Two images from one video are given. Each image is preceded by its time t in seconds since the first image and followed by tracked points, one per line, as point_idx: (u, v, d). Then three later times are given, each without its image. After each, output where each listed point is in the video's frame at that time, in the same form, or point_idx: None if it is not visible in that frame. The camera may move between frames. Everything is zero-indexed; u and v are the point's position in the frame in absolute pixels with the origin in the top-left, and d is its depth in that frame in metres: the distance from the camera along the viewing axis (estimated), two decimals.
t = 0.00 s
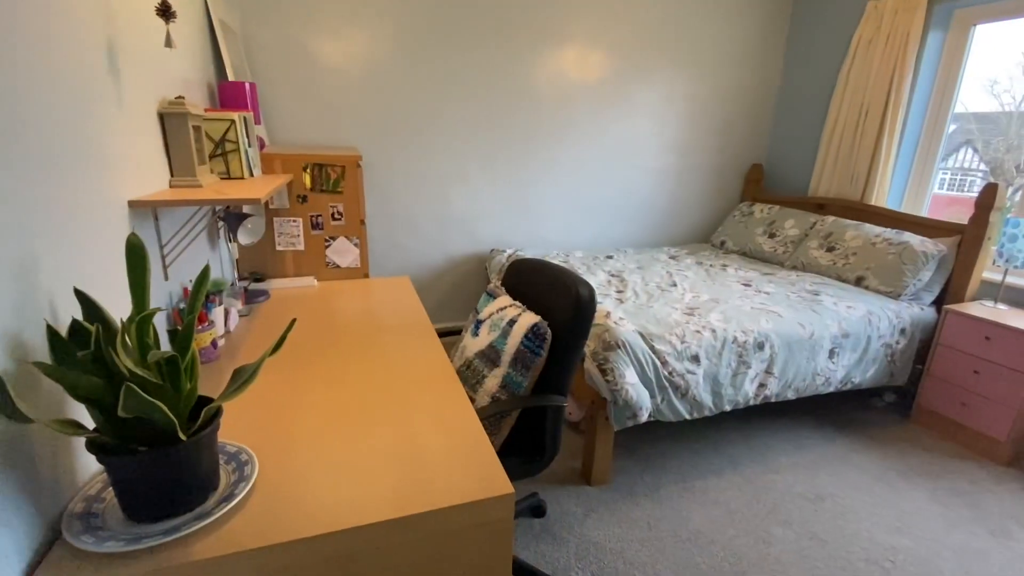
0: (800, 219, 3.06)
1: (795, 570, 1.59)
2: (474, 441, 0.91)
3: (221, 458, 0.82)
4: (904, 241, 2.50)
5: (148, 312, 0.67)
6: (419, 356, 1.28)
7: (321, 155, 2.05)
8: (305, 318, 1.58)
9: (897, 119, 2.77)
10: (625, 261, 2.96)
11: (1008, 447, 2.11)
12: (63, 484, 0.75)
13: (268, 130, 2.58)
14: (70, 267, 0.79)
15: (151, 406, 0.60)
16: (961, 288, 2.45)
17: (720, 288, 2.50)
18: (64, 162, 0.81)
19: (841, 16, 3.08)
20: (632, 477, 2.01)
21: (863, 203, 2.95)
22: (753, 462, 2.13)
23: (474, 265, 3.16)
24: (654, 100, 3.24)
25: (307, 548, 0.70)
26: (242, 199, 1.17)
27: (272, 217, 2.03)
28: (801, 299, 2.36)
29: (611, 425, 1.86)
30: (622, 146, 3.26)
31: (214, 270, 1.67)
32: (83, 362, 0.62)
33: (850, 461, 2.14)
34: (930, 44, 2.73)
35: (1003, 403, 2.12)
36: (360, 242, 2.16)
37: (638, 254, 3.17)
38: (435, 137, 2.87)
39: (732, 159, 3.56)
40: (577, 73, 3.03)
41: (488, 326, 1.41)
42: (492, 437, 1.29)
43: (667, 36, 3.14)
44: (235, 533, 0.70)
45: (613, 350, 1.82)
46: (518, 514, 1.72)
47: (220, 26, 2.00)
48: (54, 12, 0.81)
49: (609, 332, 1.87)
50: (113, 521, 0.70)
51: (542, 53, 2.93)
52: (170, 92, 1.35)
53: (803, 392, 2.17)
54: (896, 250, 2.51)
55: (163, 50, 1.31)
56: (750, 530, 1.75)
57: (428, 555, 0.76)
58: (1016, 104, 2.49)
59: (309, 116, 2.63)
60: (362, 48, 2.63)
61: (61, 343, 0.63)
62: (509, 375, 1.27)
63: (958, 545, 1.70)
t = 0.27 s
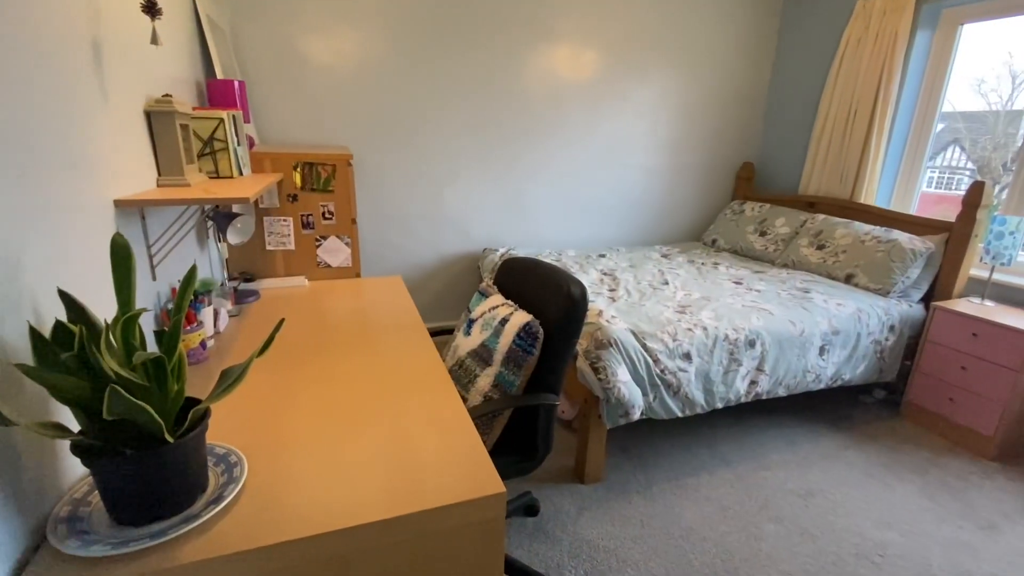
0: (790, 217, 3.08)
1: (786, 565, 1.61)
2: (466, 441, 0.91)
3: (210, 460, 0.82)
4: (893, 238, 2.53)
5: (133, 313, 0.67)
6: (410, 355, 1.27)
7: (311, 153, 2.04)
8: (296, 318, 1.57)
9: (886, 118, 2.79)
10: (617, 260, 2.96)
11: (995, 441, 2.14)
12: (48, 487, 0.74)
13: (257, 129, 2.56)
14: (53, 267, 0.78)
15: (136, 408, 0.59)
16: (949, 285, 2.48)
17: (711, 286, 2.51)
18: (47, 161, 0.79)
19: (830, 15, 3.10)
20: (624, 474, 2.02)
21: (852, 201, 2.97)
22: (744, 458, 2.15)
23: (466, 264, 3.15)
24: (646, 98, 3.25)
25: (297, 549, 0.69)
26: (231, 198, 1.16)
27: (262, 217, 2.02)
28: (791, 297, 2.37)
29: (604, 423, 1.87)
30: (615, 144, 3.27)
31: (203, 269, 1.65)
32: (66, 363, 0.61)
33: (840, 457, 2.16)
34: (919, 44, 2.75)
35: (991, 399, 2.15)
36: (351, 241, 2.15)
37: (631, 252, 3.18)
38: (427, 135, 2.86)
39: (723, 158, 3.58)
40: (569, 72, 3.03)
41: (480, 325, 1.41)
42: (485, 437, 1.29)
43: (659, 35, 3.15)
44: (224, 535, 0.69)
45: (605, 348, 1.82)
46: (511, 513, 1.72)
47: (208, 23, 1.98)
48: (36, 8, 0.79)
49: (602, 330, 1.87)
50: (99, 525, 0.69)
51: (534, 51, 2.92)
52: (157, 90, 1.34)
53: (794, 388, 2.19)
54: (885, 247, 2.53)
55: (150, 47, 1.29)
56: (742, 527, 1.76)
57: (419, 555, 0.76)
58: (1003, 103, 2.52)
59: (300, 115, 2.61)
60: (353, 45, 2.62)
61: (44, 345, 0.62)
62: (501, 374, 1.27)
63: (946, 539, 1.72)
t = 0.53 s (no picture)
0: (779, 215, 3.11)
1: (777, 560, 1.62)
2: (456, 441, 0.90)
3: (196, 462, 0.80)
4: (880, 236, 2.56)
5: (116, 313, 0.66)
6: (401, 355, 1.27)
7: (300, 152, 2.02)
8: (285, 318, 1.55)
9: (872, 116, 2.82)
10: (608, 258, 2.97)
11: (981, 435, 2.17)
12: (30, 492, 0.72)
13: (245, 127, 2.53)
14: (34, 268, 0.77)
15: (119, 410, 0.58)
16: (935, 281, 2.51)
17: (701, 284, 2.52)
18: (27, 160, 0.78)
19: (818, 15, 3.12)
20: (616, 472, 2.02)
21: (840, 198, 3.00)
22: (735, 455, 2.16)
23: (458, 263, 3.15)
24: (636, 97, 3.26)
25: (285, 552, 0.68)
26: (217, 197, 1.14)
27: (250, 216, 2.00)
28: (780, 294, 2.39)
29: (595, 421, 1.87)
30: (605, 143, 3.27)
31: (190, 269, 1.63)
32: (46, 366, 0.60)
33: (829, 452, 2.19)
34: (904, 43, 2.78)
35: (976, 393, 2.18)
36: (341, 240, 2.13)
37: (622, 250, 3.19)
38: (417, 134, 2.84)
39: (712, 156, 3.60)
40: (559, 71, 3.03)
41: (471, 324, 1.40)
42: (476, 436, 1.29)
43: (648, 34, 3.16)
44: (210, 538, 0.68)
45: (596, 346, 1.82)
46: (503, 511, 1.72)
47: (194, 20, 1.95)
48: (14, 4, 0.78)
49: (593, 328, 1.87)
50: (82, 529, 0.68)
51: (524, 49, 2.92)
52: (141, 88, 1.32)
53: (783, 385, 2.21)
54: (872, 244, 2.56)
55: (133, 44, 1.27)
56: (733, 523, 1.77)
57: (409, 556, 0.75)
58: (987, 102, 2.55)
59: (288, 113, 2.59)
60: (341, 43, 2.60)
61: (23, 347, 0.61)
62: (492, 373, 1.26)
63: (933, 532, 1.75)
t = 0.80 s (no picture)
0: (767, 213, 3.13)
1: (767, 555, 1.63)
2: (446, 441, 0.90)
3: (181, 466, 0.79)
4: (866, 233, 2.58)
5: (97, 315, 0.64)
6: (391, 355, 1.26)
7: (287, 150, 2.00)
8: (273, 319, 1.53)
9: (858, 114, 2.85)
10: (598, 257, 2.97)
11: (965, 429, 2.20)
12: (9, 498, 0.71)
13: (231, 125, 2.50)
14: (11, 270, 0.75)
15: (101, 414, 0.57)
16: (920, 278, 2.55)
17: (691, 281, 2.54)
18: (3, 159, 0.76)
19: (805, 14, 3.15)
20: (608, 469, 2.03)
21: (827, 196, 3.03)
22: (725, 451, 2.18)
23: (448, 262, 3.13)
24: (625, 95, 3.26)
25: (273, 556, 0.67)
26: (202, 196, 1.13)
27: (236, 215, 1.97)
28: (769, 291, 2.41)
29: (586, 419, 1.87)
30: (595, 141, 3.28)
31: (175, 270, 1.61)
32: (23, 369, 0.58)
33: (817, 447, 2.21)
34: (889, 41, 2.81)
35: (960, 388, 2.21)
36: (329, 240, 2.11)
37: (612, 249, 3.20)
38: (406, 132, 2.83)
39: (701, 154, 3.62)
40: (549, 69, 3.03)
41: (461, 323, 1.40)
42: (467, 436, 1.28)
43: (637, 32, 3.17)
44: (196, 542, 0.67)
45: (587, 345, 1.82)
46: (495, 511, 1.72)
47: (177, 16, 1.92)
48: None
49: (583, 327, 1.87)
50: (64, 536, 0.67)
51: (513, 47, 2.91)
52: (123, 85, 1.29)
53: (772, 381, 2.23)
54: (859, 241, 2.58)
55: (114, 41, 1.25)
56: (723, 518, 1.78)
57: (399, 557, 0.75)
58: (970, 100, 2.59)
59: (275, 112, 2.56)
60: (329, 40, 2.57)
61: None
62: (482, 372, 1.26)
63: (918, 525, 1.77)
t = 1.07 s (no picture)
0: (755, 210, 3.16)
1: (757, 550, 1.65)
2: (436, 441, 0.89)
3: (165, 470, 0.78)
4: (852, 229, 2.61)
5: (75, 316, 0.63)
6: (380, 355, 1.25)
7: (273, 148, 1.97)
8: (261, 319, 1.51)
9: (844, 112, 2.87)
10: (588, 255, 2.97)
11: (949, 422, 2.24)
12: None
13: (216, 124, 2.46)
14: None
15: (78, 419, 0.56)
16: (904, 273, 2.58)
17: (680, 279, 2.55)
18: None
19: (791, 12, 3.17)
20: (599, 467, 2.03)
21: (814, 193, 3.06)
22: (714, 447, 2.19)
23: (438, 261, 3.12)
24: (614, 93, 3.27)
25: (259, 560, 0.66)
26: (185, 195, 1.11)
27: (222, 215, 1.95)
28: (757, 288, 2.43)
29: (577, 417, 1.87)
30: (584, 140, 3.28)
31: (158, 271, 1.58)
32: None
33: (806, 442, 2.23)
34: (873, 40, 2.84)
35: (944, 382, 2.25)
36: (317, 239, 2.09)
37: (602, 247, 3.20)
38: (395, 130, 2.81)
39: (690, 153, 3.63)
40: (537, 67, 3.02)
41: (451, 322, 1.39)
42: (457, 436, 1.27)
43: (626, 30, 3.17)
44: (181, 547, 0.66)
45: (577, 343, 1.82)
46: (487, 510, 1.71)
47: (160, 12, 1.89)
48: None
49: (574, 325, 1.87)
50: (43, 544, 0.65)
51: (502, 45, 2.90)
52: (102, 81, 1.27)
53: (761, 377, 2.24)
54: (845, 238, 2.61)
55: (92, 36, 1.22)
56: (713, 514, 1.79)
57: (389, 559, 0.74)
58: (952, 99, 2.63)
59: (261, 109, 2.53)
60: (315, 37, 2.54)
61: None
62: (472, 371, 1.25)
63: (905, 517, 1.80)
